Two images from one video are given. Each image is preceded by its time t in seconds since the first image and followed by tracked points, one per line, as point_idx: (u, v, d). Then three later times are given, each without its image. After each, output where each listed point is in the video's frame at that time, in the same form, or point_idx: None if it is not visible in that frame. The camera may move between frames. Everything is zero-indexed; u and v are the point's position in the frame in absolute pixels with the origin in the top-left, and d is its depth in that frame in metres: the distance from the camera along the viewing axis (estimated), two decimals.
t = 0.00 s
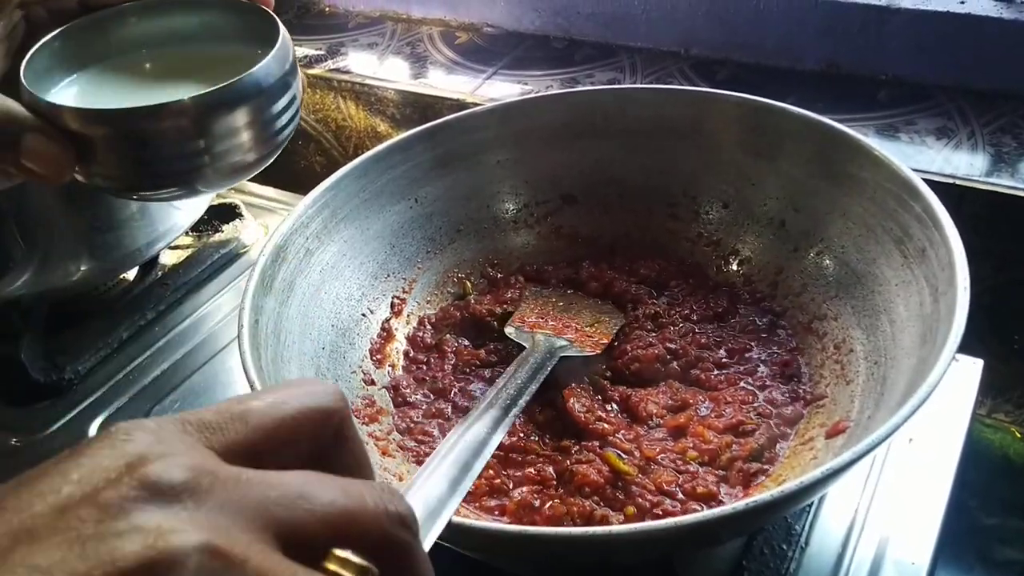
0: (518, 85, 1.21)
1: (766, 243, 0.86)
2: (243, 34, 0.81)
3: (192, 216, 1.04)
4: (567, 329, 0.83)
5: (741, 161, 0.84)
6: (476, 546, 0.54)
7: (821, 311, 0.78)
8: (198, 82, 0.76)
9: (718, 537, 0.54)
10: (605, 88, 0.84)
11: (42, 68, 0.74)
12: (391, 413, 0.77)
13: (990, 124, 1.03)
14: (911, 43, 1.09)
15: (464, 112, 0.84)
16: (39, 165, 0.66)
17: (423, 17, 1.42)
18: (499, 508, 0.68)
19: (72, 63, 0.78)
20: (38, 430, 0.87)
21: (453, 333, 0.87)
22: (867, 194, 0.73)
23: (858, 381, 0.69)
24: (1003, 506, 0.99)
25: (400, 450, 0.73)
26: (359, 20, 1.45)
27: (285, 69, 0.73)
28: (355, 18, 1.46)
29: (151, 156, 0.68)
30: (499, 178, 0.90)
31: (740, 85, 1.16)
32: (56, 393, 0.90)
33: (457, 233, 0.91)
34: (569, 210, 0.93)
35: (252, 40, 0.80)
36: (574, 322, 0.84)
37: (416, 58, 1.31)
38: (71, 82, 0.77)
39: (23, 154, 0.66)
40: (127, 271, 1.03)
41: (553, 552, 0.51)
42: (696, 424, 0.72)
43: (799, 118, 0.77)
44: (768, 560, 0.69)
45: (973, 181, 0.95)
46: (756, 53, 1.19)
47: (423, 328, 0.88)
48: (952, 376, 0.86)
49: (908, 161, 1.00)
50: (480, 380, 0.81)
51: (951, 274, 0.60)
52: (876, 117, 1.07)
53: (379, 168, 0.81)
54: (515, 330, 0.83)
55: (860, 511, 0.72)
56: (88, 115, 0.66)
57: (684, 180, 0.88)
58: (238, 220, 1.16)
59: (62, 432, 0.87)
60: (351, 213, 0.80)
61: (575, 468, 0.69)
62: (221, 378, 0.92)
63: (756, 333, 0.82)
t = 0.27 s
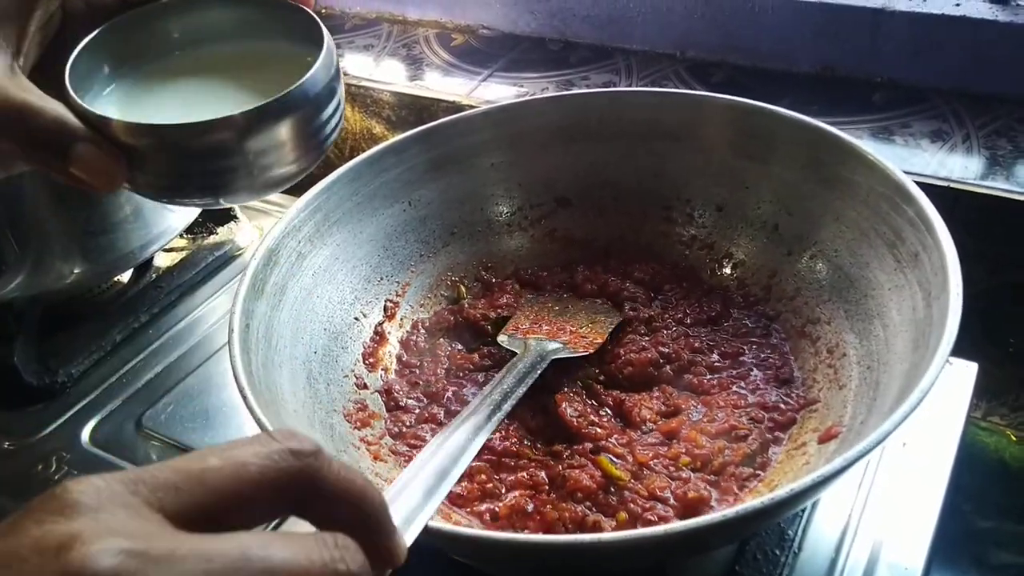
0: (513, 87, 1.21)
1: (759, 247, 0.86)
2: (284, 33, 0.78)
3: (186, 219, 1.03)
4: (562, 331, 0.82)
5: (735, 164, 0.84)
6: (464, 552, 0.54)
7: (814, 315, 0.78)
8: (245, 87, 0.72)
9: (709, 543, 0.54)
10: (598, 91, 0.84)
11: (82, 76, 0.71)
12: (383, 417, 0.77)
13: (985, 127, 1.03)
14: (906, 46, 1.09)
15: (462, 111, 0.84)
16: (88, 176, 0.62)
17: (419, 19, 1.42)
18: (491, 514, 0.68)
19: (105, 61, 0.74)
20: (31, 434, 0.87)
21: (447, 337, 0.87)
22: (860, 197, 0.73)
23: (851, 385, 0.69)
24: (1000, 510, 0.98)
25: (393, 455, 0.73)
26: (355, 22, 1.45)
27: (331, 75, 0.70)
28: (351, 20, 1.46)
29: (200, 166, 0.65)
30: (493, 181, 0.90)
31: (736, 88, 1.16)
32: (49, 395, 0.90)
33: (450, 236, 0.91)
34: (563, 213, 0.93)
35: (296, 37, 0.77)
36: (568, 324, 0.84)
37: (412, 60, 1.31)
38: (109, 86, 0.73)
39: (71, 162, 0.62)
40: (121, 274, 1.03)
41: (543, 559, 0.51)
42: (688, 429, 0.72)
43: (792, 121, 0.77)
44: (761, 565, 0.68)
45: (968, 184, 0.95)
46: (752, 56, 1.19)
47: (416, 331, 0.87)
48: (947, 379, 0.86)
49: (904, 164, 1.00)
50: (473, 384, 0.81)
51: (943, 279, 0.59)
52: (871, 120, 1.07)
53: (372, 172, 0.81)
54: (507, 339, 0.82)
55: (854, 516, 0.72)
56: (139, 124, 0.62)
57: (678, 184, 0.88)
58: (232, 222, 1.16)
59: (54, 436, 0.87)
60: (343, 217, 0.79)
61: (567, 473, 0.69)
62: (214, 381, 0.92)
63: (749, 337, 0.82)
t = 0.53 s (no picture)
0: (510, 86, 1.20)
1: (757, 247, 0.85)
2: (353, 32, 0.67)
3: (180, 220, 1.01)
4: (557, 331, 0.82)
5: (732, 163, 0.83)
6: (458, 557, 0.53)
7: (813, 316, 0.77)
8: (338, 89, 0.63)
9: (708, 549, 0.53)
10: (595, 90, 0.83)
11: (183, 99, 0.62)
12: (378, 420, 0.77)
13: (985, 126, 1.03)
14: (906, 44, 1.08)
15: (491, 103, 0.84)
16: (165, 183, 0.56)
17: (415, 17, 1.41)
18: (487, 517, 0.67)
19: (199, 77, 0.65)
20: (23, 436, 0.86)
21: (442, 338, 0.86)
22: (859, 197, 0.72)
23: (850, 387, 0.68)
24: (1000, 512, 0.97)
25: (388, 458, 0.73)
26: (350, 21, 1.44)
27: (427, 82, 0.61)
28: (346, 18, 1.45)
29: (281, 178, 0.56)
30: (489, 180, 0.89)
31: (734, 87, 1.15)
32: (42, 397, 0.90)
33: (446, 236, 0.90)
34: (559, 212, 0.92)
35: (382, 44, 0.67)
36: (565, 325, 0.83)
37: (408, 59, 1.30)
38: (195, 101, 0.64)
39: (149, 167, 0.56)
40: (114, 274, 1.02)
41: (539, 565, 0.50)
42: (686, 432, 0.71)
43: (791, 120, 0.76)
44: (760, 568, 0.68)
45: (967, 183, 0.94)
46: (750, 55, 1.18)
47: (411, 332, 0.86)
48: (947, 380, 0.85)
49: (903, 163, 0.99)
50: (468, 386, 0.80)
51: (944, 280, 0.59)
52: (870, 119, 1.06)
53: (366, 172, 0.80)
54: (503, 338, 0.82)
55: (853, 518, 0.71)
56: (223, 129, 0.55)
57: (676, 183, 0.87)
58: (226, 222, 1.15)
59: (47, 438, 0.86)
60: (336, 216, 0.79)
61: (564, 476, 0.68)
62: (208, 383, 0.91)
63: (747, 339, 0.81)
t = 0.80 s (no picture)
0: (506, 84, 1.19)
1: (756, 247, 0.84)
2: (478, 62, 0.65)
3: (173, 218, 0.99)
4: (554, 333, 0.80)
5: (730, 162, 0.82)
6: (454, 562, 0.52)
7: (812, 317, 0.76)
8: (457, 129, 0.60)
9: (706, 554, 0.52)
10: (592, 88, 0.82)
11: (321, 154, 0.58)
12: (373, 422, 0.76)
13: (985, 124, 1.02)
14: (905, 42, 1.07)
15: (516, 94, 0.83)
16: (290, 231, 0.53)
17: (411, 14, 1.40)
18: (483, 521, 0.66)
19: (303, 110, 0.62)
20: (15, 437, 0.85)
21: (437, 337, 0.84)
22: (859, 196, 0.71)
23: (850, 389, 0.67)
24: (1001, 515, 0.96)
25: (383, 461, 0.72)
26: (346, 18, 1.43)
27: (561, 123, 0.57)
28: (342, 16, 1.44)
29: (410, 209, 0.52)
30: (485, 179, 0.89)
31: (732, 85, 1.14)
32: (34, 398, 0.89)
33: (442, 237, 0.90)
34: (556, 212, 0.91)
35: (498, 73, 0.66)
36: (561, 325, 0.82)
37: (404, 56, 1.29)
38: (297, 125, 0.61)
39: (272, 214, 0.53)
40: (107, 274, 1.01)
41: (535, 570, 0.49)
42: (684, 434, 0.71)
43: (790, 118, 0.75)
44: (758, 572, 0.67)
45: (968, 182, 0.94)
46: (748, 53, 1.17)
47: (406, 333, 0.85)
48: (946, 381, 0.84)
49: (903, 162, 0.98)
50: (464, 387, 0.79)
51: (945, 281, 0.58)
52: (869, 117, 1.06)
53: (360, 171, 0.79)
54: (498, 338, 0.81)
55: (853, 521, 0.71)
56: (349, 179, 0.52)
57: (675, 182, 0.86)
58: (220, 221, 1.14)
59: (38, 440, 0.85)
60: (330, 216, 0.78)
61: (561, 479, 0.67)
62: (201, 384, 0.90)
63: (746, 340, 0.81)
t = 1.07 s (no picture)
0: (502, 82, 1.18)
1: (755, 247, 0.83)
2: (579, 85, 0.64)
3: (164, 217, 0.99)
4: (550, 334, 0.78)
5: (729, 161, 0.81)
6: (448, 569, 0.51)
7: (812, 318, 0.75)
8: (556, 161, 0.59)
9: (705, 561, 0.51)
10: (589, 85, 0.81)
11: (443, 204, 0.55)
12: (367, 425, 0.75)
13: (986, 122, 1.01)
14: (905, 39, 1.06)
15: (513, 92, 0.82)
16: (394, 273, 0.53)
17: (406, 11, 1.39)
18: (478, 526, 0.65)
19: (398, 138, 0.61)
20: (4, 440, 0.84)
21: (432, 339, 0.83)
22: (860, 196, 0.70)
23: (851, 391, 0.66)
24: (1003, 517, 0.95)
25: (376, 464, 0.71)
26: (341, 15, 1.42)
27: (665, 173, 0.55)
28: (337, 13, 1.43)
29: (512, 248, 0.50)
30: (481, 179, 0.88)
31: (731, 83, 1.13)
32: (24, 400, 0.88)
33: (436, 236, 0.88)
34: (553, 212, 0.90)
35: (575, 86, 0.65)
36: (558, 327, 0.80)
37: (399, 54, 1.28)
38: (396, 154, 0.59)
39: (379, 255, 0.53)
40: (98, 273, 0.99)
41: None
42: (683, 437, 0.70)
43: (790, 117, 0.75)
44: None
45: (968, 181, 0.92)
46: (747, 51, 1.16)
47: (401, 334, 0.84)
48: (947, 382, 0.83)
49: (903, 160, 0.97)
50: (459, 390, 0.78)
51: (948, 281, 0.57)
52: (869, 116, 1.05)
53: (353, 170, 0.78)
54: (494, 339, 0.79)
55: (854, 524, 0.70)
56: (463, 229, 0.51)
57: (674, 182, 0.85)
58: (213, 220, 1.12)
59: (29, 442, 0.84)
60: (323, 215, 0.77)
61: (558, 483, 0.66)
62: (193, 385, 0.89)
63: (744, 341, 0.80)
